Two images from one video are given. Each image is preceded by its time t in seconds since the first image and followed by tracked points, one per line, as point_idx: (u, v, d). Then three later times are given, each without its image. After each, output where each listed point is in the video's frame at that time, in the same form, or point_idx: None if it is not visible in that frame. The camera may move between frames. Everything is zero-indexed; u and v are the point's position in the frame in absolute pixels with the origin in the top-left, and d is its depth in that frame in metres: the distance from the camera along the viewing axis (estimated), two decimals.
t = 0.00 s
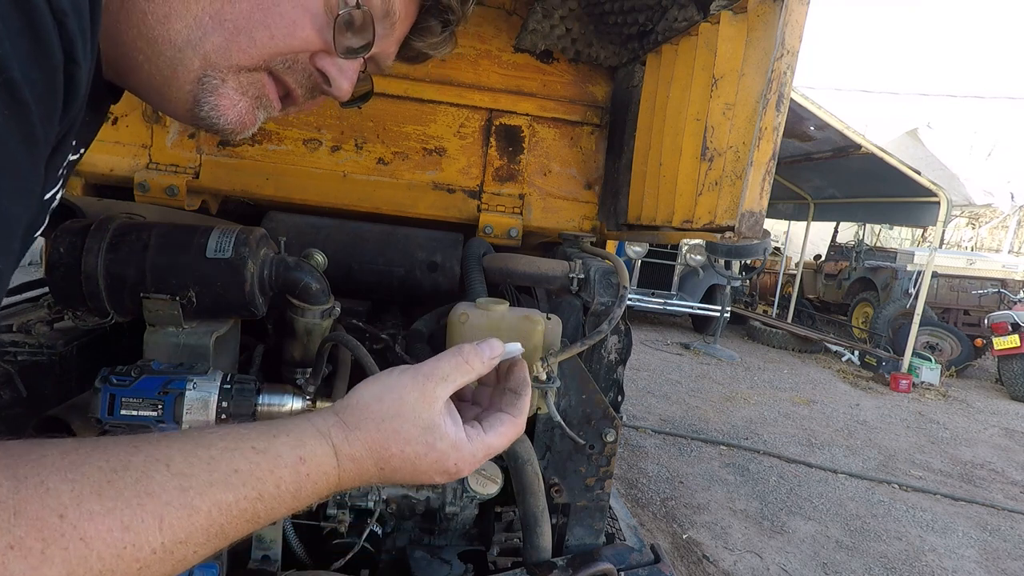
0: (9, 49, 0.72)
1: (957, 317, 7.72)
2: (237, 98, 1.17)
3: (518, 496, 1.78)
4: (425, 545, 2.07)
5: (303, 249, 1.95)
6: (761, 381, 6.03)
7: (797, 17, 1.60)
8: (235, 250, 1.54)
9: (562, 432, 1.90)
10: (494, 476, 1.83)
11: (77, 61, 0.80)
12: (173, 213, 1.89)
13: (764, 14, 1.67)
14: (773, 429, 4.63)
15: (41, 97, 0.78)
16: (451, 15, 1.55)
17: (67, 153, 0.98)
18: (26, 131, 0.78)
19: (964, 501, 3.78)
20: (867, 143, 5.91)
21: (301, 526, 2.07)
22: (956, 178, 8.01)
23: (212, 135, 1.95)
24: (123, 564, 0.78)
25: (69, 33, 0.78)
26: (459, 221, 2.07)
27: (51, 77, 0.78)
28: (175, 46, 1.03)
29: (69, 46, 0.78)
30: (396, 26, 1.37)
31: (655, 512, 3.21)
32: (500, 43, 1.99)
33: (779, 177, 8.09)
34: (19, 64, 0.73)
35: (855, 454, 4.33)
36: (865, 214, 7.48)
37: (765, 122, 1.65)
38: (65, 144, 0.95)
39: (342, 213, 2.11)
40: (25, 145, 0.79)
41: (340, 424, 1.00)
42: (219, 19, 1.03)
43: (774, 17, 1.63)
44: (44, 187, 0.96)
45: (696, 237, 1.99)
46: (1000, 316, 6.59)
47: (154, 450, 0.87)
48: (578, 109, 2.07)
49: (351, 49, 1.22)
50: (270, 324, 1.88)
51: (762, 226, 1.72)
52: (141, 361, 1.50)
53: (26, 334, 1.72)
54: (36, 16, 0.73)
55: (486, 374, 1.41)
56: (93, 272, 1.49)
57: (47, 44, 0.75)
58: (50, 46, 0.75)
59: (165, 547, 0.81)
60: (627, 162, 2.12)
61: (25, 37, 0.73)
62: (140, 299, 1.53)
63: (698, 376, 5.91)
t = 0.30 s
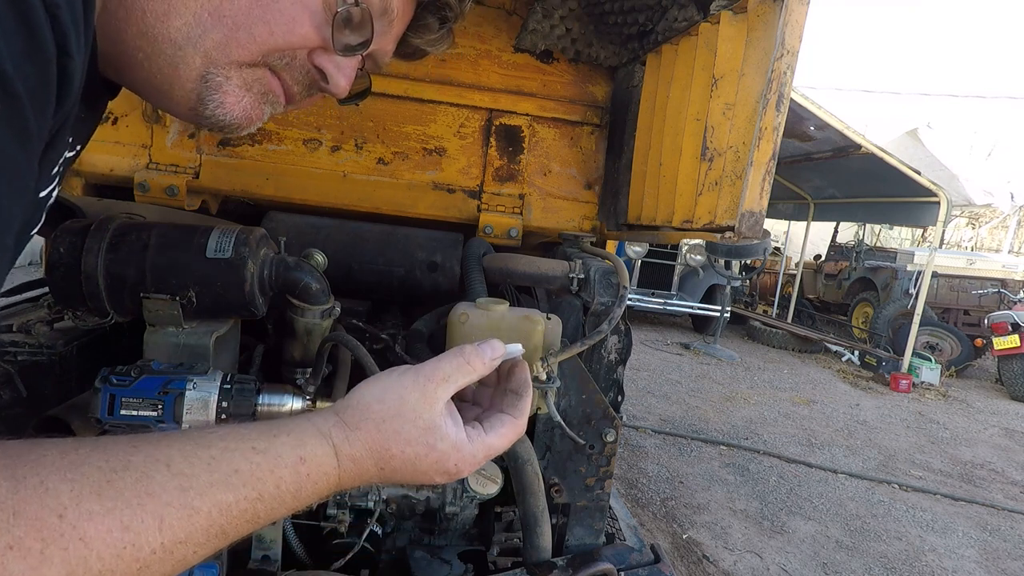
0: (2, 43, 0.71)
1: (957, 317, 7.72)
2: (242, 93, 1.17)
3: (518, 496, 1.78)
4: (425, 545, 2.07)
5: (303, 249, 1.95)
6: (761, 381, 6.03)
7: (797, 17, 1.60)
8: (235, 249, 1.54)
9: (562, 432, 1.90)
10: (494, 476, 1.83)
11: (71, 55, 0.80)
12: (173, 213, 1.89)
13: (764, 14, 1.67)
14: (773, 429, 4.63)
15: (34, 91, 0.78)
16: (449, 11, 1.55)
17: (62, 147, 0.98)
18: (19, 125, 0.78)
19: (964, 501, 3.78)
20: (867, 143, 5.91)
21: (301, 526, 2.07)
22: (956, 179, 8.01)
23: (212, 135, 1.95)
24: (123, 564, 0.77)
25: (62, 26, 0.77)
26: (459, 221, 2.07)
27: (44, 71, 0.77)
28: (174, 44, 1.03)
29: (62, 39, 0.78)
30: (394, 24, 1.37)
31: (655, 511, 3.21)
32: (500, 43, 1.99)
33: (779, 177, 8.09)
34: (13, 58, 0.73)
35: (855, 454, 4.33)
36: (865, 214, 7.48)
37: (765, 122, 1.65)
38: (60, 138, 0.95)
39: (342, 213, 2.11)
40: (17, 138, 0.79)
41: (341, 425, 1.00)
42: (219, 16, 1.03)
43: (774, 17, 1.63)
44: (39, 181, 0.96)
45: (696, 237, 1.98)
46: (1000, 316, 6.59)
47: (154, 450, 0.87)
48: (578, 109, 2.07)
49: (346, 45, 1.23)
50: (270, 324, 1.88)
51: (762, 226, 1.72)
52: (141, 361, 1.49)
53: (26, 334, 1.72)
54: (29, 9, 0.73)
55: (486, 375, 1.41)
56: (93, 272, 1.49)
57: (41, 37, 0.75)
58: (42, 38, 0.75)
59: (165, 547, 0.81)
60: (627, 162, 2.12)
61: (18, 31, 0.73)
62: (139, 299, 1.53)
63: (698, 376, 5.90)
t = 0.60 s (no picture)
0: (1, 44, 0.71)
1: (957, 317, 7.72)
2: (236, 97, 1.16)
3: (518, 496, 1.78)
4: (425, 545, 2.07)
5: (303, 249, 1.95)
6: (761, 381, 6.03)
7: (797, 17, 1.60)
8: (235, 250, 1.54)
9: (562, 432, 1.90)
10: (494, 476, 1.82)
11: (70, 55, 0.80)
12: (173, 213, 1.89)
13: (764, 14, 1.67)
14: (773, 429, 4.63)
15: (34, 91, 0.78)
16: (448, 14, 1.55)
17: (62, 146, 0.98)
18: (19, 125, 0.78)
19: (964, 501, 3.78)
20: (867, 143, 5.91)
21: (301, 526, 2.07)
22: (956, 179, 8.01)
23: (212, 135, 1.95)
24: (124, 566, 0.77)
25: (61, 27, 0.77)
26: (459, 221, 2.07)
27: (44, 71, 0.77)
28: (174, 45, 1.03)
29: (61, 39, 0.78)
30: (394, 24, 1.37)
31: (655, 512, 3.21)
32: (500, 43, 1.99)
33: (779, 177, 8.09)
34: (12, 60, 0.73)
35: (855, 454, 4.33)
36: (865, 214, 7.48)
37: (765, 122, 1.65)
38: (60, 136, 0.95)
39: (342, 213, 2.11)
40: (17, 137, 0.79)
41: (340, 427, 1.00)
42: (219, 18, 1.04)
43: (774, 17, 1.63)
44: (39, 180, 0.96)
45: (696, 237, 1.99)
46: (1000, 316, 6.59)
47: (154, 451, 0.87)
48: (578, 109, 2.07)
49: (343, 44, 1.22)
50: (270, 324, 1.88)
51: (762, 226, 1.73)
52: (141, 361, 1.49)
53: (26, 334, 1.72)
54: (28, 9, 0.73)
55: (485, 377, 1.41)
56: (93, 272, 1.49)
57: (40, 37, 0.75)
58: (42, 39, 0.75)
59: (165, 548, 0.80)
60: (627, 162, 2.12)
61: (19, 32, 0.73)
62: (139, 299, 1.53)
63: (698, 376, 5.91)
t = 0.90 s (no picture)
0: (5, 42, 0.71)
1: (957, 317, 7.72)
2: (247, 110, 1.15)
3: (518, 496, 1.78)
4: (425, 544, 2.07)
5: (303, 249, 1.95)
6: (761, 381, 6.03)
7: (797, 17, 1.60)
8: (235, 249, 1.54)
9: (562, 432, 1.90)
10: (494, 476, 1.82)
11: (73, 55, 0.80)
12: (174, 212, 1.90)
13: (764, 14, 1.67)
14: (773, 429, 4.63)
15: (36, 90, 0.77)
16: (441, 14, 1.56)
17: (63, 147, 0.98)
18: (22, 125, 0.78)
19: (964, 501, 3.78)
20: (867, 143, 5.91)
21: (301, 526, 2.07)
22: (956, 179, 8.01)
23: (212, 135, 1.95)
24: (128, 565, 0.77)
25: (65, 26, 0.77)
26: (459, 221, 2.07)
27: (47, 71, 0.77)
28: (192, 68, 1.00)
29: (64, 38, 0.78)
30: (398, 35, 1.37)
31: (655, 511, 3.21)
32: (501, 43, 1.99)
33: (779, 177, 8.09)
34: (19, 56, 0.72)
35: (855, 454, 4.33)
36: (865, 214, 7.48)
37: (765, 122, 1.65)
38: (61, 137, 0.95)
39: (342, 213, 2.11)
40: (19, 136, 0.78)
41: (342, 428, 1.00)
42: (237, 45, 1.01)
43: (774, 17, 1.63)
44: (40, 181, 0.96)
45: (696, 237, 1.98)
46: (1000, 316, 6.59)
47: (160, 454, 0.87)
48: (578, 109, 2.07)
49: (351, 57, 1.22)
50: (270, 324, 1.88)
51: (762, 225, 1.72)
52: (141, 361, 1.49)
53: (26, 334, 1.72)
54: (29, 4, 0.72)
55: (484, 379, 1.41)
56: (93, 272, 1.49)
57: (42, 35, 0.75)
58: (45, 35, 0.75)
59: (168, 548, 0.81)
60: (627, 162, 2.12)
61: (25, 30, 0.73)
62: (139, 299, 1.53)
63: (698, 376, 5.90)
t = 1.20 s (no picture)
0: (9, 29, 0.71)
1: (957, 317, 7.72)
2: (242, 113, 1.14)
3: (518, 496, 1.78)
4: (426, 545, 2.06)
5: (303, 249, 1.95)
6: (761, 381, 6.03)
7: (797, 17, 1.60)
8: (235, 250, 1.54)
9: (562, 432, 1.90)
10: (494, 476, 1.82)
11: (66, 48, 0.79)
12: (174, 213, 1.90)
13: (764, 14, 1.67)
14: (773, 429, 4.63)
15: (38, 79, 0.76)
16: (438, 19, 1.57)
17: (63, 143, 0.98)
18: (22, 117, 0.77)
19: (964, 501, 3.78)
20: (867, 143, 5.91)
21: (301, 526, 2.07)
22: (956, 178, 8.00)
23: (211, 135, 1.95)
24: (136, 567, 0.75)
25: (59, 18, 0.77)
26: (459, 221, 2.07)
27: (44, 59, 0.77)
28: (197, 75, 1.00)
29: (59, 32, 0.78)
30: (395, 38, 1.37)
31: (655, 512, 3.20)
32: (501, 43, 1.99)
33: (779, 177, 8.09)
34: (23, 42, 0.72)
35: (855, 454, 4.33)
36: (865, 214, 7.48)
37: (765, 122, 1.65)
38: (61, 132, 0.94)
39: (342, 213, 2.11)
40: (17, 125, 0.76)
41: (345, 403, 0.96)
42: (242, 53, 1.01)
43: (774, 17, 1.63)
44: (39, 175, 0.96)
45: (696, 237, 1.98)
46: (1000, 316, 6.58)
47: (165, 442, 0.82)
48: (578, 109, 2.07)
49: (353, 63, 1.22)
50: (270, 324, 1.88)
51: (762, 225, 1.72)
52: (141, 361, 1.49)
53: (26, 334, 1.71)
54: None
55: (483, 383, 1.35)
56: (93, 272, 1.49)
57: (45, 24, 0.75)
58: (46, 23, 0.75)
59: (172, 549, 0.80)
60: (627, 162, 2.12)
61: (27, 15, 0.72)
62: (139, 299, 1.53)
63: (698, 376, 5.90)
